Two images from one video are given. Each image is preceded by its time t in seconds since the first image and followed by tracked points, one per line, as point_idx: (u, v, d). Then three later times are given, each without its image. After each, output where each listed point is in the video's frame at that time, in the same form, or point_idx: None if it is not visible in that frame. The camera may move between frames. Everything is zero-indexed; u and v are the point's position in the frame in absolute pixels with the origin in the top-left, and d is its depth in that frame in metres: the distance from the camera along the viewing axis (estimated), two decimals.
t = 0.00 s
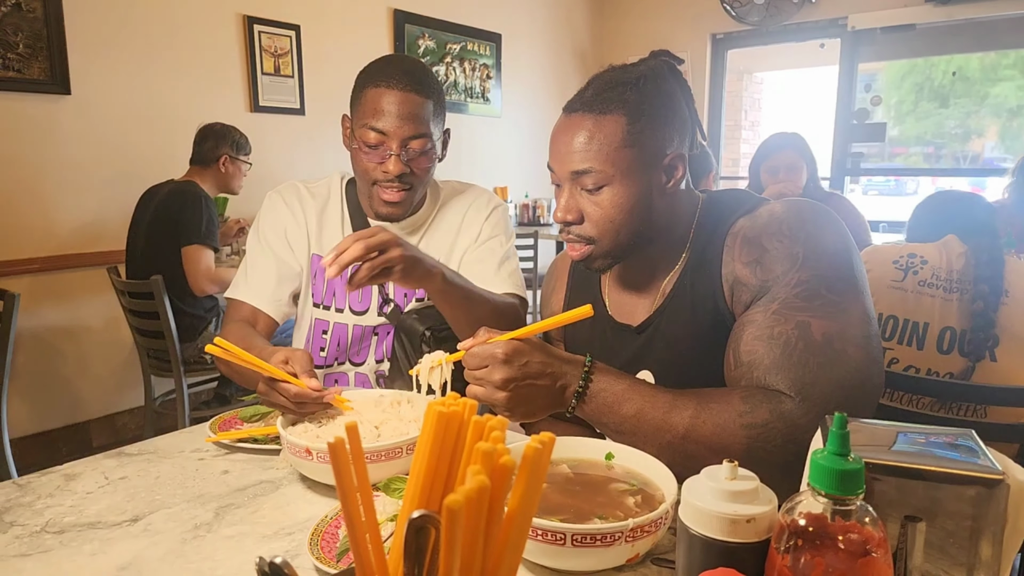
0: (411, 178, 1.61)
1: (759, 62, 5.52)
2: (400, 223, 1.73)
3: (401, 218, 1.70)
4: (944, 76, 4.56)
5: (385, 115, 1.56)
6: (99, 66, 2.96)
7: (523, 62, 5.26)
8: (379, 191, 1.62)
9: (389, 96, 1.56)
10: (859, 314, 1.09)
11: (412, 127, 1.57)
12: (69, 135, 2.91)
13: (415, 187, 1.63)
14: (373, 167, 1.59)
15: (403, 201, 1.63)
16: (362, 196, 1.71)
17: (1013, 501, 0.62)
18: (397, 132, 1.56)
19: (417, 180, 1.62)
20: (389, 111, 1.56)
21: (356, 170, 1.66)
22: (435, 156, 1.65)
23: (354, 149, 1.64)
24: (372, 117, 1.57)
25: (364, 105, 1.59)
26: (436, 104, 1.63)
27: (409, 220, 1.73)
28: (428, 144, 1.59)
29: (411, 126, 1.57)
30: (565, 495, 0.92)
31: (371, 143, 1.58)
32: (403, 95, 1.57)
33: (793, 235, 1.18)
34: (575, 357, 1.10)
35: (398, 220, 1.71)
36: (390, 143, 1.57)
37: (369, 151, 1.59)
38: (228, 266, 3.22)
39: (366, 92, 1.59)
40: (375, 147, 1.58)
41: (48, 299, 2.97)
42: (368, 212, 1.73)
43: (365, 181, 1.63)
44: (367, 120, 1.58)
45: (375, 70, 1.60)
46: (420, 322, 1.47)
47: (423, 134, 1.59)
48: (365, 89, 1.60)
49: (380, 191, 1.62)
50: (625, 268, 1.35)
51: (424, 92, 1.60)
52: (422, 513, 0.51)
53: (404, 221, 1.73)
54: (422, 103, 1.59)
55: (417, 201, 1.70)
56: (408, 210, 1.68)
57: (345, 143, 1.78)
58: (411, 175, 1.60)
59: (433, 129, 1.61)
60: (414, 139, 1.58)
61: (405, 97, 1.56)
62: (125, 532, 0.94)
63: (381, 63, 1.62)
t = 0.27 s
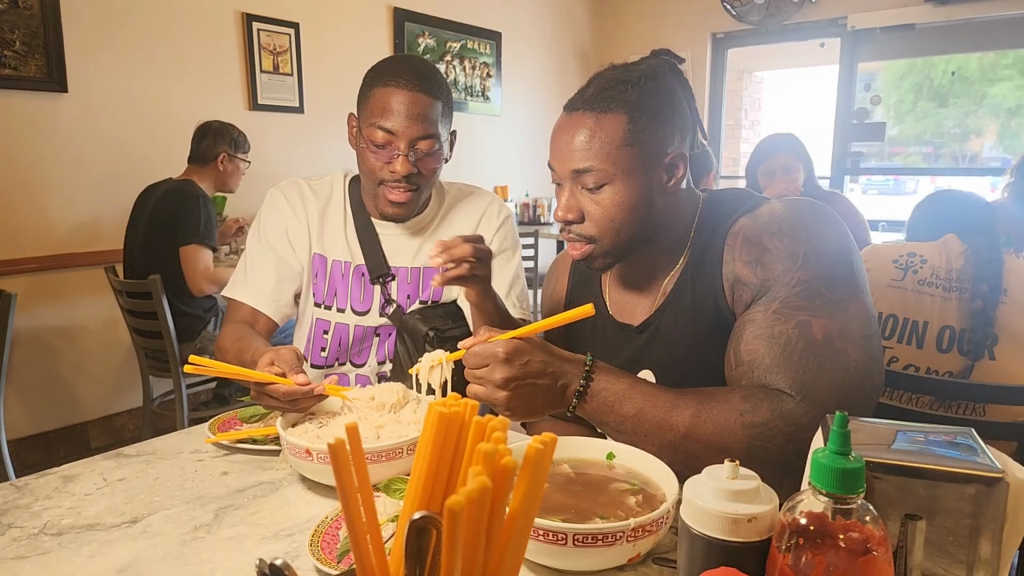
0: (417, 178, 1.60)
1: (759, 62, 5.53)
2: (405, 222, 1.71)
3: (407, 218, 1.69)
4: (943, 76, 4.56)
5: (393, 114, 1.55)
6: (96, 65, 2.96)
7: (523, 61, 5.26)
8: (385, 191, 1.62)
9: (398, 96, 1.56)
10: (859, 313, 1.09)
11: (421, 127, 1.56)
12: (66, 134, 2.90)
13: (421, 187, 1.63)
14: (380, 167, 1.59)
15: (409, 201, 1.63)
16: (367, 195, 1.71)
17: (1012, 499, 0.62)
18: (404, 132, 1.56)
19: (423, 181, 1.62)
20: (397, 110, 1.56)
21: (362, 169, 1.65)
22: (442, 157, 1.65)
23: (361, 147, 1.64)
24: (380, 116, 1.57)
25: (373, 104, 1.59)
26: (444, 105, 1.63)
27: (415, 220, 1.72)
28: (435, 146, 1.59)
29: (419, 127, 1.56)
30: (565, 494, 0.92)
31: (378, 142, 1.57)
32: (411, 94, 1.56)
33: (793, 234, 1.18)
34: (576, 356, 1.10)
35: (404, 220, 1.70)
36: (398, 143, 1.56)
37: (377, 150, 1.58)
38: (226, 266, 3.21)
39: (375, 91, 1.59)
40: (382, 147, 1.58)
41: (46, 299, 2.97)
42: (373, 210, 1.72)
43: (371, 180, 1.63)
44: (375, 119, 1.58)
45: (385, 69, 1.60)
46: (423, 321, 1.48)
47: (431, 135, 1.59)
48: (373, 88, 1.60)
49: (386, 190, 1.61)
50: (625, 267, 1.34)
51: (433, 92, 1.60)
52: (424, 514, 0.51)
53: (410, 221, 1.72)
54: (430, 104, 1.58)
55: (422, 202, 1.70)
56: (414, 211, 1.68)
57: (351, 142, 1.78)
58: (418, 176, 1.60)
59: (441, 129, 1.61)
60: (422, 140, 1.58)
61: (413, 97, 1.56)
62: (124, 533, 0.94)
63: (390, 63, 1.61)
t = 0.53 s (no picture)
0: (425, 180, 1.60)
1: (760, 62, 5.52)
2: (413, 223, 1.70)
3: (414, 219, 1.69)
4: (945, 77, 4.56)
5: (403, 115, 1.56)
6: (99, 63, 2.96)
7: (524, 61, 5.26)
8: (392, 191, 1.61)
9: (408, 97, 1.56)
10: (861, 314, 1.09)
11: (430, 129, 1.57)
12: (69, 132, 2.90)
13: (428, 189, 1.62)
14: (387, 167, 1.59)
15: (415, 203, 1.62)
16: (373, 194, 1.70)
17: (1013, 500, 0.62)
18: (414, 133, 1.56)
19: (431, 182, 1.61)
20: (407, 111, 1.56)
21: (369, 169, 1.65)
22: (450, 160, 1.65)
23: (370, 147, 1.64)
24: (390, 116, 1.57)
25: (383, 105, 1.59)
26: (453, 108, 1.63)
27: (422, 220, 1.71)
28: (444, 148, 1.59)
29: (428, 128, 1.57)
30: (565, 494, 0.92)
31: (387, 142, 1.57)
32: (422, 96, 1.57)
33: (795, 235, 1.18)
34: (577, 356, 1.10)
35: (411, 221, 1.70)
36: (407, 144, 1.56)
37: (385, 150, 1.58)
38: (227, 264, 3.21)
39: (386, 92, 1.59)
40: (391, 147, 1.57)
41: (47, 296, 2.97)
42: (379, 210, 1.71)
43: (378, 180, 1.63)
44: (384, 119, 1.58)
45: (397, 69, 1.60)
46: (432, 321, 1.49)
47: (440, 137, 1.59)
48: (384, 88, 1.60)
49: (393, 191, 1.61)
50: (626, 266, 1.35)
51: (443, 94, 1.60)
52: (424, 511, 0.51)
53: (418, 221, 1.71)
54: (440, 106, 1.59)
55: (429, 204, 1.69)
56: (420, 212, 1.67)
57: (359, 141, 1.78)
58: (425, 177, 1.60)
59: (449, 131, 1.61)
60: (431, 141, 1.58)
61: (424, 98, 1.57)
62: (124, 530, 0.94)
63: (401, 63, 1.62)
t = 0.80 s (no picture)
0: (428, 179, 1.60)
1: (761, 60, 5.50)
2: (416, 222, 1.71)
3: (416, 219, 1.69)
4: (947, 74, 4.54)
5: (407, 113, 1.56)
6: (101, 63, 2.96)
7: (525, 59, 5.26)
8: (394, 190, 1.61)
9: (413, 95, 1.56)
10: (861, 312, 1.09)
11: (434, 128, 1.57)
12: (71, 132, 2.91)
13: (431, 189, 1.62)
14: (390, 165, 1.59)
15: (418, 202, 1.62)
16: (377, 193, 1.71)
17: (1014, 499, 0.62)
18: (418, 131, 1.56)
19: (434, 182, 1.61)
20: (412, 109, 1.56)
21: (373, 167, 1.66)
22: (454, 160, 1.65)
23: (374, 146, 1.64)
24: (394, 114, 1.57)
25: (387, 103, 1.59)
26: (458, 107, 1.63)
27: (425, 221, 1.71)
28: (448, 147, 1.59)
29: (432, 127, 1.57)
30: (566, 492, 0.92)
31: (391, 140, 1.58)
32: (426, 95, 1.57)
33: (795, 233, 1.18)
34: (578, 354, 1.10)
35: (414, 221, 1.70)
36: (411, 142, 1.57)
37: (389, 148, 1.58)
38: (229, 263, 3.22)
39: (391, 90, 1.60)
40: (395, 145, 1.58)
41: (50, 295, 2.98)
42: (382, 210, 1.72)
43: (381, 178, 1.63)
44: (388, 117, 1.58)
45: (403, 68, 1.61)
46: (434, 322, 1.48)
47: (444, 136, 1.59)
48: (389, 86, 1.61)
49: (395, 190, 1.61)
50: (627, 265, 1.35)
51: (448, 94, 1.60)
52: (424, 509, 0.51)
53: (421, 222, 1.71)
54: (445, 105, 1.59)
55: (432, 204, 1.69)
56: (423, 212, 1.67)
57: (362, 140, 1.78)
58: (428, 176, 1.60)
59: (453, 131, 1.61)
60: (435, 141, 1.58)
61: (428, 97, 1.57)
62: (127, 528, 0.94)
63: (407, 62, 1.62)
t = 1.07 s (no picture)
0: (431, 178, 1.60)
1: (763, 60, 5.51)
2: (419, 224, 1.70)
3: (419, 220, 1.68)
4: (948, 75, 4.54)
5: (411, 111, 1.56)
6: (101, 60, 2.96)
7: (526, 58, 5.26)
8: (397, 189, 1.61)
9: (417, 94, 1.56)
10: (862, 311, 1.09)
11: (438, 127, 1.57)
12: (70, 128, 2.91)
13: (434, 188, 1.62)
14: (393, 164, 1.58)
15: (420, 201, 1.62)
16: (379, 193, 1.70)
17: (1015, 499, 0.62)
18: (421, 129, 1.56)
19: (437, 181, 1.61)
20: (416, 108, 1.56)
21: (376, 166, 1.65)
22: (457, 160, 1.64)
23: (377, 144, 1.64)
24: (398, 113, 1.57)
25: (391, 101, 1.59)
26: (463, 107, 1.63)
27: (428, 222, 1.71)
28: (451, 146, 1.59)
29: (436, 125, 1.57)
30: (567, 491, 0.92)
31: (394, 138, 1.57)
32: (430, 93, 1.57)
33: (796, 232, 1.18)
34: (579, 351, 1.10)
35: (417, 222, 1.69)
36: (414, 141, 1.56)
37: (392, 147, 1.58)
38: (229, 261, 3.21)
39: (395, 88, 1.60)
40: (398, 144, 1.57)
41: (49, 292, 2.97)
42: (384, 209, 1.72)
43: (384, 177, 1.63)
44: (392, 116, 1.58)
45: (408, 67, 1.61)
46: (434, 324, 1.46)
47: (447, 135, 1.58)
48: (394, 85, 1.61)
49: (398, 189, 1.61)
50: (629, 263, 1.35)
51: (452, 93, 1.60)
52: (428, 506, 0.51)
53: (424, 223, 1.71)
54: (449, 104, 1.59)
55: (436, 204, 1.69)
56: (425, 212, 1.67)
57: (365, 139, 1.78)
58: (431, 176, 1.59)
59: (457, 130, 1.61)
60: (439, 139, 1.58)
61: (432, 96, 1.57)
62: (128, 524, 0.94)
63: (412, 62, 1.62)
